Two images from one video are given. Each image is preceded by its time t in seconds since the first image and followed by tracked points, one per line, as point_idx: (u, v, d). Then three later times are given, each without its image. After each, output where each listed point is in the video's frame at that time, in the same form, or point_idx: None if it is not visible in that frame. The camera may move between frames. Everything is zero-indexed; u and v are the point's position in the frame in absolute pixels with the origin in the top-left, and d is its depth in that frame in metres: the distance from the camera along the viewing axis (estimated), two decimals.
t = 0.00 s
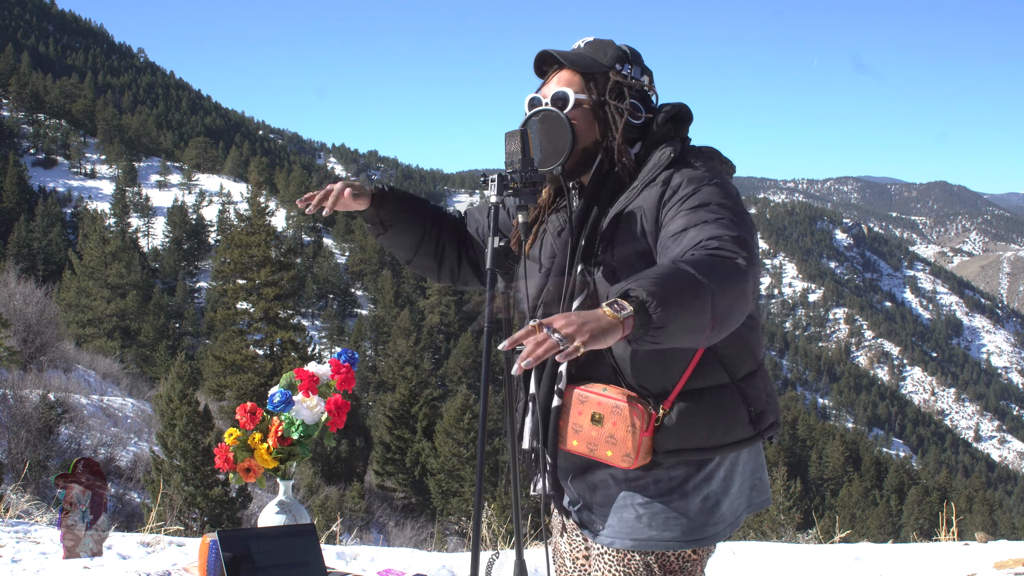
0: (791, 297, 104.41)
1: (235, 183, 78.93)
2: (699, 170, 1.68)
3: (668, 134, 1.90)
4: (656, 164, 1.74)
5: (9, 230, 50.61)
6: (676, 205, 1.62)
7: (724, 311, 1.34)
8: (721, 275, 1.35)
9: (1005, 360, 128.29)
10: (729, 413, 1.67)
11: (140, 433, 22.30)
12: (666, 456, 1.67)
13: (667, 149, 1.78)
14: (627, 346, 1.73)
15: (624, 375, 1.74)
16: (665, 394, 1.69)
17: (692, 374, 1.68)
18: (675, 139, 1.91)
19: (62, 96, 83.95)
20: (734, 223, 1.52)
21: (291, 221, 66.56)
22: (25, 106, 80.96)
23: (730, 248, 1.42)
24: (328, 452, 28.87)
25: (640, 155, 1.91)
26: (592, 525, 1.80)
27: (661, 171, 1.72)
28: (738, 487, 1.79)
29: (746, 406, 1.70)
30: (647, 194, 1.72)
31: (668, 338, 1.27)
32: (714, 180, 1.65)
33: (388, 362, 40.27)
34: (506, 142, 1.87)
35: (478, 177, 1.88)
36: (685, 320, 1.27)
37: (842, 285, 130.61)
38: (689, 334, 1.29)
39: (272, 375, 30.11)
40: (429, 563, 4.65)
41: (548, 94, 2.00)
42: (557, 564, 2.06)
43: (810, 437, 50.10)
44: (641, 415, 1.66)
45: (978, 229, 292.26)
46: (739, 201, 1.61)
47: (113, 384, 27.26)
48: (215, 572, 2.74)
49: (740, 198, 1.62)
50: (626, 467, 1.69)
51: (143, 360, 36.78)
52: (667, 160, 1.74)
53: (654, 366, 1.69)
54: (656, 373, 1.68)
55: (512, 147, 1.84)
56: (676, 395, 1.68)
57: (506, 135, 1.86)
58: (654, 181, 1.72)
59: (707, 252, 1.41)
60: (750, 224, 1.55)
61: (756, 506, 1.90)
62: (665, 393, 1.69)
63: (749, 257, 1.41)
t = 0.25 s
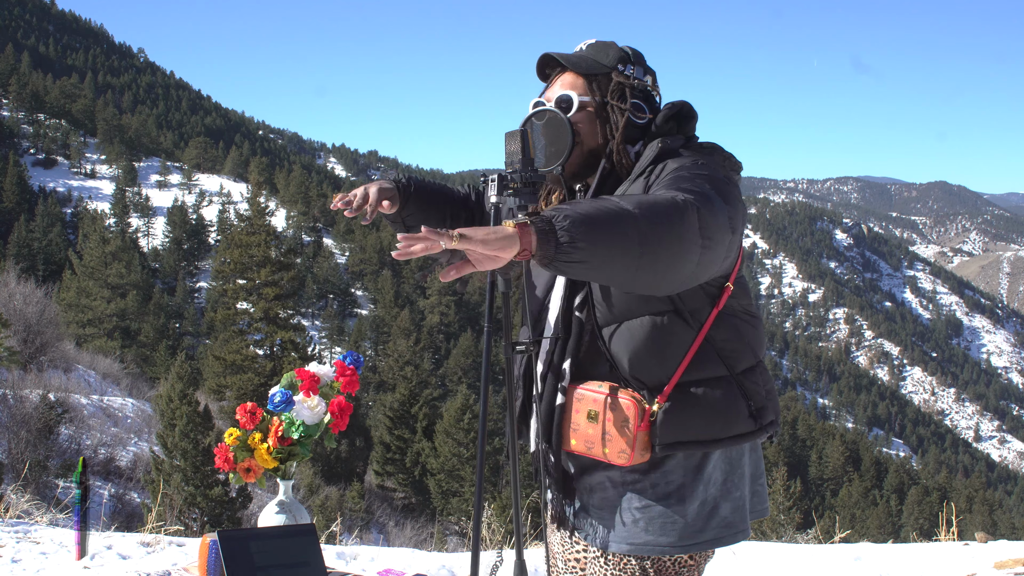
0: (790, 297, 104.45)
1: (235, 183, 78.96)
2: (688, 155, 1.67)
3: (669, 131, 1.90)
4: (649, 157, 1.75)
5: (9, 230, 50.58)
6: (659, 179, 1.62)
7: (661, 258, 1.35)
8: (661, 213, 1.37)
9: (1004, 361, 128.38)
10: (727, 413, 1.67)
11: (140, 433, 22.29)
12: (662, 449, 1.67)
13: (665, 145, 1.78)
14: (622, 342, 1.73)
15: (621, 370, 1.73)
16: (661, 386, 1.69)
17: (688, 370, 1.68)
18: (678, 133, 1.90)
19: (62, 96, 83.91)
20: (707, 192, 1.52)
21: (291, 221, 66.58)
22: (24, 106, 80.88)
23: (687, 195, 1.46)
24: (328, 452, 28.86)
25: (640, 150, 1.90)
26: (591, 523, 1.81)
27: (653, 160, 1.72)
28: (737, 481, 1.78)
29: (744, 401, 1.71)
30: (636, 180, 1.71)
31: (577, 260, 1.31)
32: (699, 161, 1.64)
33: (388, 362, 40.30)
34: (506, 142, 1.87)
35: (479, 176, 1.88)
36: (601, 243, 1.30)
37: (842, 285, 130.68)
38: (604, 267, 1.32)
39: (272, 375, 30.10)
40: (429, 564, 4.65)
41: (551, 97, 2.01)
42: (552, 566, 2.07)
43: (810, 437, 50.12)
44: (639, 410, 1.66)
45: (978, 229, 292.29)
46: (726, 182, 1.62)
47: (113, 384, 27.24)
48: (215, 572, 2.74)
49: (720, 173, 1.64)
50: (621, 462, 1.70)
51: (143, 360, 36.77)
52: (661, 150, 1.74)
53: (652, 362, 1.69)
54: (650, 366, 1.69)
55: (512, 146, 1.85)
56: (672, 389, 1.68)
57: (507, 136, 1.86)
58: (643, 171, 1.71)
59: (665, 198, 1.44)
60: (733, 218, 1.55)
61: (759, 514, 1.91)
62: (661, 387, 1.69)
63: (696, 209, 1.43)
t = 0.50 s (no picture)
0: (790, 298, 104.69)
1: (235, 183, 79.01)
2: (695, 172, 1.68)
3: (674, 136, 1.91)
4: (657, 165, 1.75)
5: (9, 231, 50.59)
6: (671, 209, 1.61)
7: (701, 351, 1.33)
8: (696, 313, 1.35)
9: (1004, 361, 128.30)
10: (724, 416, 1.67)
11: (140, 433, 22.28)
12: (658, 457, 1.67)
13: (671, 151, 1.77)
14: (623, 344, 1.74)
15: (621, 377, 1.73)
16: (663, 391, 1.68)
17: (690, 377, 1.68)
18: (679, 142, 1.90)
19: (62, 96, 83.92)
20: (725, 234, 1.52)
21: (291, 221, 66.63)
22: (24, 106, 80.86)
23: (706, 272, 1.43)
24: (328, 452, 28.85)
25: (643, 155, 1.90)
26: (588, 525, 1.80)
27: (662, 173, 1.72)
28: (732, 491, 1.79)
29: (742, 408, 1.70)
30: (645, 198, 1.71)
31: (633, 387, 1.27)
32: (710, 185, 1.64)
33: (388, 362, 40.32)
34: (506, 142, 1.87)
35: (480, 176, 1.88)
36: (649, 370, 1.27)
37: (842, 285, 130.77)
38: (653, 386, 1.29)
39: (272, 375, 30.09)
40: (429, 563, 4.65)
41: (555, 97, 2.00)
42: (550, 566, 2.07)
43: (809, 437, 50.13)
44: (641, 411, 1.65)
45: (978, 229, 292.21)
46: (734, 202, 1.61)
47: (113, 384, 27.26)
48: (215, 572, 2.75)
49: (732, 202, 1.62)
50: (624, 465, 1.68)
51: (143, 360, 36.78)
52: (667, 162, 1.74)
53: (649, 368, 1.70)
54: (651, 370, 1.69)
55: (513, 145, 1.85)
56: (673, 396, 1.67)
57: (508, 135, 1.86)
58: (654, 181, 1.71)
59: (684, 277, 1.44)
60: (742, 232, 1.55)
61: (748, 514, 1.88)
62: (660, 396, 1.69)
63: (723, 288, 1.41)
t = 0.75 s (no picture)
0: (790, 298, 104.79)
1: (235, 183, 79.01)
2: (700, 190, 1.70)
3: (669, 144, 1.93)
4: (662, 176, 1.76)
5: (9, 231, 50.63)
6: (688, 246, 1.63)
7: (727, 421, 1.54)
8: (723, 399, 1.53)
9: (1004, 361, 128.22)
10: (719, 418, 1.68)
11: (140, 433, 22.29)
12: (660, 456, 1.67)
13: (675, 160, 1.80)
14: (623, 344, 1.75)
15: (624, 376, 1.75)
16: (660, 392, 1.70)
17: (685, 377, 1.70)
18: (678, 149, 1.93)
19: (62, 96, 83.96)
20: (742, 280, 1.58)
21: (291, 221, 66.62)
22: (25, 106, 80.90)
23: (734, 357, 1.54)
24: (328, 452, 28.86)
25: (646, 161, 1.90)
26: (583, 523, 1.81)
27: (669, 183, 1.73)
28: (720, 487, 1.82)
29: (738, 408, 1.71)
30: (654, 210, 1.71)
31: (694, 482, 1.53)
32: (719, 210, 1.67)
33: (388, 362, 40.35)
34: (506, 143, 1.86)
35: (480, 174, 1.86)
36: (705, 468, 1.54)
37: (842, 285, 130.74)
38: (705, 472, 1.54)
39: (272, 375, 30.11)
40: (429, 563, 4.65)
41: (557, 100, 1.98)
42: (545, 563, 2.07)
43: (809, 437, 50.11)
44: (641, 411, 1.67)
45: (978, 229, 292.14)
46: (739, 224, 1.65)
47: (113, 384, 27.26)
48: (215, 572, 2.74)
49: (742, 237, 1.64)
50: (627, 460, 1.69)
51: (143, 360, 36.79)
52: (673, 174, 1.76)
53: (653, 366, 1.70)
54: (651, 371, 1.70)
55: (512, 147, 1.84)
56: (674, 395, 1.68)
57: (507, 136, 1.84)
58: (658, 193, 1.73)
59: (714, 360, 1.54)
60: (748, 262, 1.61)
61: (722, 504, 1.94)
62: (660, 393, 1.71)
63: (753, 357, 1.56)
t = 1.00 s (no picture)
0: (790, 297, 104.80)
1: (235, 183, 79.03)
2: (691, 166, 1.72)
3: (670, 133, 1.93)
4: (656, 159, 1.77)
5: (9, 231, 50.62)
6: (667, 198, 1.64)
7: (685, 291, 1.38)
8: (683, 275, 1.38)
9: (1004, 361, 128.20)
10: (724, 404, 1.69)
11: (140, 433, 22.28)
12: (666, 447, 1.66)
13: (671, 144, 1.80)
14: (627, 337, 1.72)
15: (626, 369, 1.73)
16: (666, 385, 1.68)
17: (694, 365, 1.69)
18: (680, 137, 1.93)
19: (62, 96, 83.91)
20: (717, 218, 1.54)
21: (291, 221, 66.62)
22: (25, 106, 80.90)
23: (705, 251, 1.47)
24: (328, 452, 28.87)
25: (645, 151, 1.91)
26: (596, 513, 1.79)
27: (660, 166, 1.74)
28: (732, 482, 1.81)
29: (742, 394, 1.73)
30: (644, 189, 1.73)
31: (622, 339, 1.30)
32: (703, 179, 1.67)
33: (388, 362, 40.37)
34: (507, 140, 1.86)
35: (480, 174, 1.85)
36: (643, 330, 1.31)
37: (843, 286, 130.73)
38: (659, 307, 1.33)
39: (272, 375, 30.12)
40: (429, 563, 4.65)
41: (554, 96, 1.98)
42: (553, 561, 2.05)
43: (810, 437, 50.11)
44: (643, 410, 1.64)
45: (978, 229, 292.14)
46: (721, 189, 1.64)
47: (113, 384, 27.25)
48: (215, 572, 2.73)
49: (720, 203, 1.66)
50: (635, 459, 1.67)
51: (143, 360, 36.78)
52: (668, 155, 1.77)
53: (657, 359, 1.67)
54: (657, 363, 1.68)
55: (514, 146, 1.83)
56: (679, 383, 1.68)
57: (507, 135, 1.84)
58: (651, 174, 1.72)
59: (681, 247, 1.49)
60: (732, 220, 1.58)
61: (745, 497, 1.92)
62: (666, 384, 1.68)
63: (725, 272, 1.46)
